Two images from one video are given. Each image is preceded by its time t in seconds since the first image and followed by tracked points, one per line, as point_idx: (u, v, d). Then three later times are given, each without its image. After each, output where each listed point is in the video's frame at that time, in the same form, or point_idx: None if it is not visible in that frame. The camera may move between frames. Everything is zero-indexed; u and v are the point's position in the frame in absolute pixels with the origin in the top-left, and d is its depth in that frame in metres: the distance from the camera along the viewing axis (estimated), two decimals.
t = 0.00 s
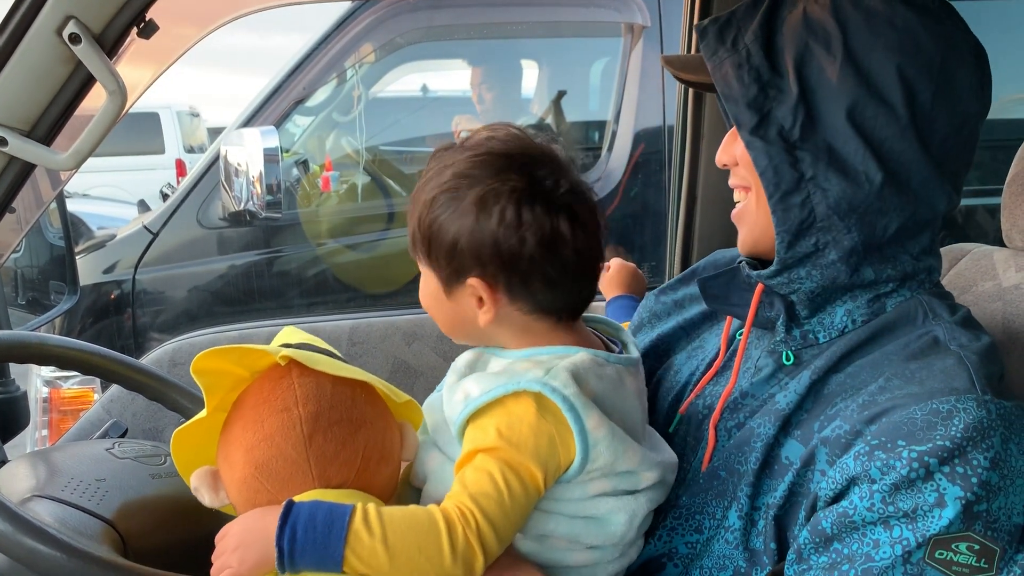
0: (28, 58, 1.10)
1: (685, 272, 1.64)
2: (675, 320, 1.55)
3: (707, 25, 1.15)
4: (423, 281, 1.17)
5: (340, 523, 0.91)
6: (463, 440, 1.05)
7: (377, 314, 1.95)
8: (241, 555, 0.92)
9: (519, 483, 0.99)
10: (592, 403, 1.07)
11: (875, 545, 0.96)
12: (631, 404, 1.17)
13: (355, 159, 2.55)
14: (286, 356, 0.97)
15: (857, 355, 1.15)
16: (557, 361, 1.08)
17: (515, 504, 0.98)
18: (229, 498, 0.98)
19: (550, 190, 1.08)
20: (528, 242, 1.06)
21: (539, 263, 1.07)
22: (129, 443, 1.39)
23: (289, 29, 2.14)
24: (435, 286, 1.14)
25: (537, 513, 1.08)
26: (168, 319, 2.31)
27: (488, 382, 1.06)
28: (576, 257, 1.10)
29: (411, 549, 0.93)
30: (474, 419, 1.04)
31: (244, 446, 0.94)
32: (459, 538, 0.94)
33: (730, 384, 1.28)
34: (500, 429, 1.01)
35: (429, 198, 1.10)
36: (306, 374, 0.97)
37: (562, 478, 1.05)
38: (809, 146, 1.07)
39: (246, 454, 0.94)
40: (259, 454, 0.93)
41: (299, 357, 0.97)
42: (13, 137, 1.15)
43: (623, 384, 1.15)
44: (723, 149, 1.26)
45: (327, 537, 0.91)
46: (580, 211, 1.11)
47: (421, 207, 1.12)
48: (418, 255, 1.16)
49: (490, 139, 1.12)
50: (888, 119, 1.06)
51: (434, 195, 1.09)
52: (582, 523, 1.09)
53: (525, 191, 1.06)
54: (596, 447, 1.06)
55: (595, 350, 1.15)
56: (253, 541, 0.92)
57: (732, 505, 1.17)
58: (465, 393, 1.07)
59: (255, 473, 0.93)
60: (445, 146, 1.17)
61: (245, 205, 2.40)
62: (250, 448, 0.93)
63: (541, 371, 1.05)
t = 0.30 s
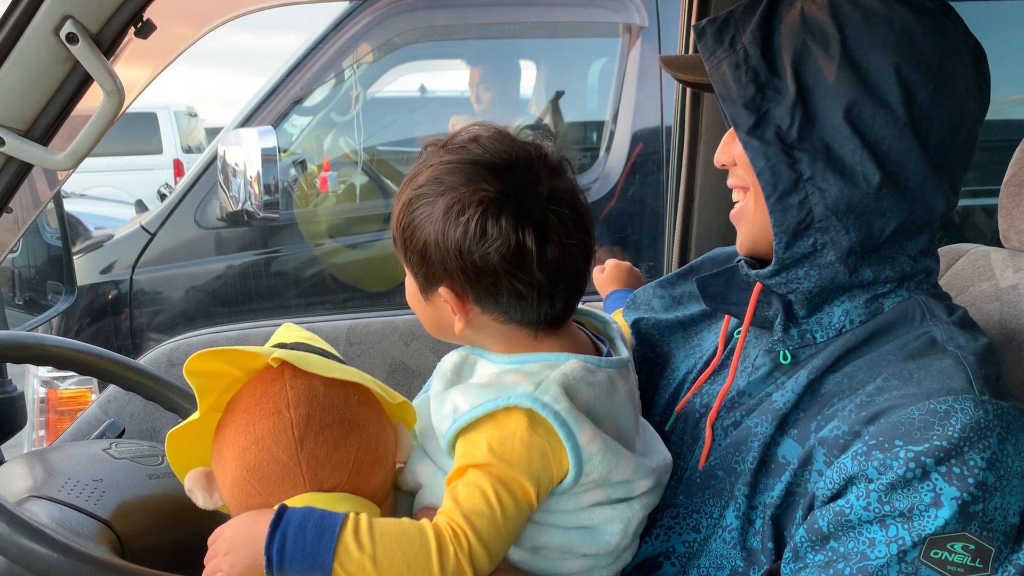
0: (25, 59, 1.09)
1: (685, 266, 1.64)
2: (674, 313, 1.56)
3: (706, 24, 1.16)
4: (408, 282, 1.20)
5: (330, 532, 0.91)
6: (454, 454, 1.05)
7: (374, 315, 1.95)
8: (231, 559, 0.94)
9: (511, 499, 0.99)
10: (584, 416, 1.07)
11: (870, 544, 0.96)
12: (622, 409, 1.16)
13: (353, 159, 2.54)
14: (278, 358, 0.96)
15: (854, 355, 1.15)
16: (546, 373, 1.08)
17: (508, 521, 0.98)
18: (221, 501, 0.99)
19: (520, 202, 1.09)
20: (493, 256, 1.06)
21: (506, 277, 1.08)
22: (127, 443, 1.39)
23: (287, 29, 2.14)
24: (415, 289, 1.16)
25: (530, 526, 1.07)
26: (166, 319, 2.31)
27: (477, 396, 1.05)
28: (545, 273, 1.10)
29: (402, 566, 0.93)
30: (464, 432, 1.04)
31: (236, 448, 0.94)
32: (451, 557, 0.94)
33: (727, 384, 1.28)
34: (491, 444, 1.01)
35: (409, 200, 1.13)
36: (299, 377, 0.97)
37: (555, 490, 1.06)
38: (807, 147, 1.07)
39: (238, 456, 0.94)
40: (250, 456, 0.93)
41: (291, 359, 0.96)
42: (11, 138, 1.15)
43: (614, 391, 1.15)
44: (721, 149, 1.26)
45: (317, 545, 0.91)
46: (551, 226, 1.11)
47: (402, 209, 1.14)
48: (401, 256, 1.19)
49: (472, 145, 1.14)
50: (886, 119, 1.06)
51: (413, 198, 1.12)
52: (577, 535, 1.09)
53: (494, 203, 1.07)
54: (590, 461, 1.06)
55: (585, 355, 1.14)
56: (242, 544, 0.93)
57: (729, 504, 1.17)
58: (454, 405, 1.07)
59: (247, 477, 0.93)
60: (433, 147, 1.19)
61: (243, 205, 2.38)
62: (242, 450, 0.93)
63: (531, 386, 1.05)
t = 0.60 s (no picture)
0: (22, 60, 1.10)
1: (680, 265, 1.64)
2: (668, 312, 1.56)
3: (699, 26, 1.16)
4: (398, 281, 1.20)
5: (319, 529, 0.91)
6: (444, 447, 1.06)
7: (372, 315, 1.95)
8: (220, 563, 0.93)
9: (501, 489, 0.99)
10: (571, 406, 1.07)
11: (856, 536, 0.96)
12: (612, 402, 1.16)
13: (353, 159, 2.55)
14: (249, 361, 0.95)
15: (847, 353, 1.15)
16: (533, 365, 1.09)
17: (497, 509, 0.98)
18: (198, 507, 0.99)
19: (506, 191, 1.09)
20: (481, 244, 1.06)
21: (494, 266, 1.07)
22: (124, 444, 1.39)
23: (285, 29, 2.14)
24: (405, 286, 1.17)
25: (522, 517, 1.08)
26: (163, 320, 2.30)
27: (464, 389, 1.06)
28: (534, 262, 1.10)
29: (390, 554, 0.93)
30: (453, 425, 1.05)
31: (216, 456, 0.94)
32: (439, 545, 0.94)
33: (722, 383, 1.28)
34: (479, 435, 1.01)
35: (396, 198, 1.13)
36: (271, 379, 0.97)
37: (545, 481, 1.06)
38: (801, 147, 1.07)
39: (217, 463, 0.94)
40: (232, 463, 0.93)
41: (262, 361, 0.96)
42: (8, 138, 1.15)
43: (602, 382, 1.15)
44: (716, 151, 1.25)
45: (306, 542, 0.91)
46: (538, 215, 1.10)
47: (390, 207, 1.15)
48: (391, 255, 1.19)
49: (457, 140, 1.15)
50: (880, 119, 1.06)
51: (399, 194, 1.12)
52: (569, 526, 1.10)
53: (480, 193, 1.07)
54: (577, 450, 1.06)
55: (572, 349, 1.14)
56: (232, 549, 0.92)
57: (723, 502, 1.17)
58: (442, 400, 1.08)
59: (230, 484, 0.93)
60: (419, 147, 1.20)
61: (240, 206, 2.38)
62: (222, 457, 0.93)
63: (518, 377, 1.05)
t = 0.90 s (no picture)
0: (21, 59, 1.09)
1: (681, 265, 1.63)
2: (670, 311, 1.55)
3: (705, 28, 1.16)
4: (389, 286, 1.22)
5: (322, 529, 0.91)
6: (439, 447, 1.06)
7: (371, 315, 1.94)
8: (224, 563, 0.93)
9: (497, 485, 0.99)
10: (561, 401, 1.06)
11: (859, 542, 0.96)
12: (605, 397, 1.15)
13: (351, 159, 2.56)
14: (265, 359, 0.96)
15: (849, 353, 1.15)
16: (523, 362, 1.08)
17: (496, 506, 0.98)
18: (204, 502, 0.99)
19: (484, 184, 1.10)
20: (460, 237, 1.07)
21: (474, 258, 1.07)
22: (123, 444, 1.39)
23: (284, 30, 2.14)
24: (393, 288, 1.17)
25: (520, 516, 1.08)
26: (162, 320, 2.30)
27: (455, 389, 1.06)
28: (514, 254, 1.09)
29: (393, 555, 0.93)
30: (447, 425, 1.05)
31: (224, 452, 0.94)
32: (442, 545, 0.94)
33: (722, 382, 1.28)
34: (472, 434, 1.01)
35: (382, 200, 1.15)
36: (285, 378, 0.97)
37: (541, 478, 1.05)
38: (808, 147, 1.07)
39: (224, 459, 0.94)
40: (240, 460, 0.93)
41: (277, 360, 0.96)
42: (6, 138, 1.15)
43: (594, 377, 1.14)
44: (722, 153, 1.25)
45: (310, 543, 0.91)
46: (517, 206, 1.10)
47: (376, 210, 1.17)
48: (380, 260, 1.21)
49: (438, 141, 1.17)
50: (886, 120, 1.06)
51: (384, 196, 1.15)
52: (567, 522, 1.09)
53: (458, 187, 1.08)
54: (570, 444, 1.05)
55: (563, 346, 1.14)
56: (236, 550, 0.92)
57: (725, 501, 1.17)
58: (435, 401, 1.08)
59: (237, 480, 0.93)
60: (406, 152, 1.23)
61: (239, 206, 2.39)
62: (230, 454, 0.93)
63: (508, 375, 1.05)
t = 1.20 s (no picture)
0: (21, 59, 1.09)
1: (681, 266, 1.63)
2: (671, 313, 1.55)
3: (703, 30, 1.16)
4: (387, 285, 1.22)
5: (323, 530, 0.91)
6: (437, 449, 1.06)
7: (372, 315, 1.94)
8: (225, 563, 0.93)
9: (495, 487, 0.99)
10: (558, 401, 1.07)
11: (860, 542, 0.96)
12: (602, 396, 1.16)
13: (350, 159, 2.56)
14: (266, 359, 0.96)
15: (849, 353, 1.15)
16: (520, 362, 1.09)
17: (495, 508, 0.98)
18: (205, 502, 0.99)
19: (481, 180, 1.10)
20: (457, 233, 1.07)
21: (471, 254, 1.08)
22: (123, 444, 1.39)
23: (284, 30, 2.14)
24: (391, 286, 1.17)
25: (519, 517, 1.08)
26: (162, 320, 2.30)
27: (453, 391, 1.06)
28: (511, 250, 1.09)
29: (393, 558, 0.93)
30: (444, 427, 1.05)
31: (224, 452, 0.94)
32: (441, 546, 0.94)
33: (723, 382, 1.28)
34: (470, 435, 1.01)
35: (380, 197, 1.16)
36: (286, 378, 0.97)
37: (539, 478, 1.06)
38: (805, 149, 1.07)
39: (225, 460, 0.94)
40: (241, 461, 0.93)
41: (278, 360, 0.96)
42: (7, 138, 1.15)
43: (591, 378, 1.14)
44: (719, 154, 1.25)
45: (310, 544, 0.91)
46: (515, 203, 1.10)
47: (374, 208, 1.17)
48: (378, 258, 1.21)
49: (436, 138, 1.17)
50: (884, 121, 1.06)
51: (382, 193, 1.15)
52: (566, 523, 1.09)
53: (456, 183, 1.09)
54: (567, 444, 1.05)
55: (560, 346, 1.14)
56: (236, 551, 0.92)
57: (725, 501, 1.17)
58: (432, 403, 1.08)
59: (238, 481, 0.93)
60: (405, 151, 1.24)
61: (239, 205, 2.41)
62: (231, 454, 0.93)
63: (505, 376, 1.05)
